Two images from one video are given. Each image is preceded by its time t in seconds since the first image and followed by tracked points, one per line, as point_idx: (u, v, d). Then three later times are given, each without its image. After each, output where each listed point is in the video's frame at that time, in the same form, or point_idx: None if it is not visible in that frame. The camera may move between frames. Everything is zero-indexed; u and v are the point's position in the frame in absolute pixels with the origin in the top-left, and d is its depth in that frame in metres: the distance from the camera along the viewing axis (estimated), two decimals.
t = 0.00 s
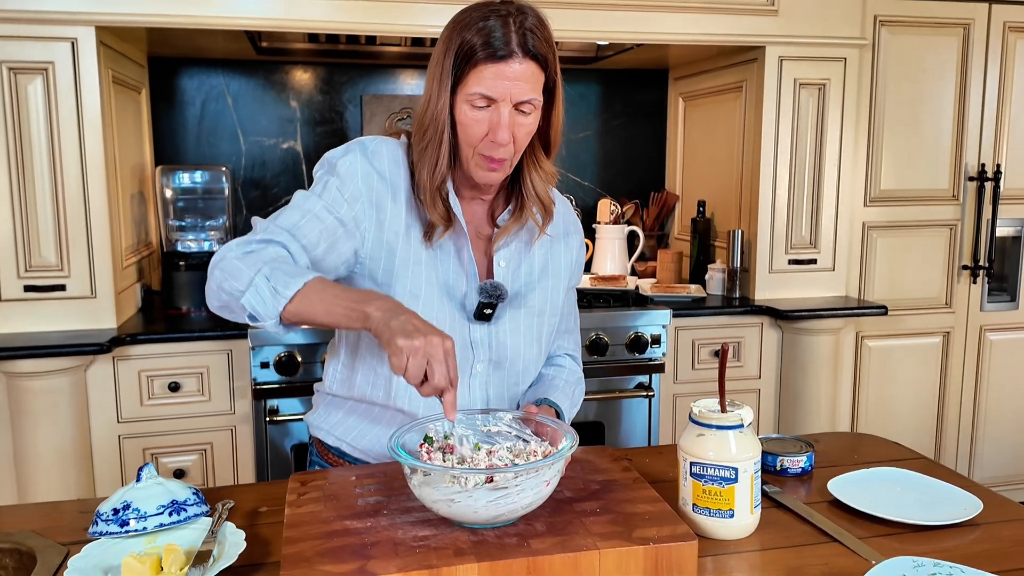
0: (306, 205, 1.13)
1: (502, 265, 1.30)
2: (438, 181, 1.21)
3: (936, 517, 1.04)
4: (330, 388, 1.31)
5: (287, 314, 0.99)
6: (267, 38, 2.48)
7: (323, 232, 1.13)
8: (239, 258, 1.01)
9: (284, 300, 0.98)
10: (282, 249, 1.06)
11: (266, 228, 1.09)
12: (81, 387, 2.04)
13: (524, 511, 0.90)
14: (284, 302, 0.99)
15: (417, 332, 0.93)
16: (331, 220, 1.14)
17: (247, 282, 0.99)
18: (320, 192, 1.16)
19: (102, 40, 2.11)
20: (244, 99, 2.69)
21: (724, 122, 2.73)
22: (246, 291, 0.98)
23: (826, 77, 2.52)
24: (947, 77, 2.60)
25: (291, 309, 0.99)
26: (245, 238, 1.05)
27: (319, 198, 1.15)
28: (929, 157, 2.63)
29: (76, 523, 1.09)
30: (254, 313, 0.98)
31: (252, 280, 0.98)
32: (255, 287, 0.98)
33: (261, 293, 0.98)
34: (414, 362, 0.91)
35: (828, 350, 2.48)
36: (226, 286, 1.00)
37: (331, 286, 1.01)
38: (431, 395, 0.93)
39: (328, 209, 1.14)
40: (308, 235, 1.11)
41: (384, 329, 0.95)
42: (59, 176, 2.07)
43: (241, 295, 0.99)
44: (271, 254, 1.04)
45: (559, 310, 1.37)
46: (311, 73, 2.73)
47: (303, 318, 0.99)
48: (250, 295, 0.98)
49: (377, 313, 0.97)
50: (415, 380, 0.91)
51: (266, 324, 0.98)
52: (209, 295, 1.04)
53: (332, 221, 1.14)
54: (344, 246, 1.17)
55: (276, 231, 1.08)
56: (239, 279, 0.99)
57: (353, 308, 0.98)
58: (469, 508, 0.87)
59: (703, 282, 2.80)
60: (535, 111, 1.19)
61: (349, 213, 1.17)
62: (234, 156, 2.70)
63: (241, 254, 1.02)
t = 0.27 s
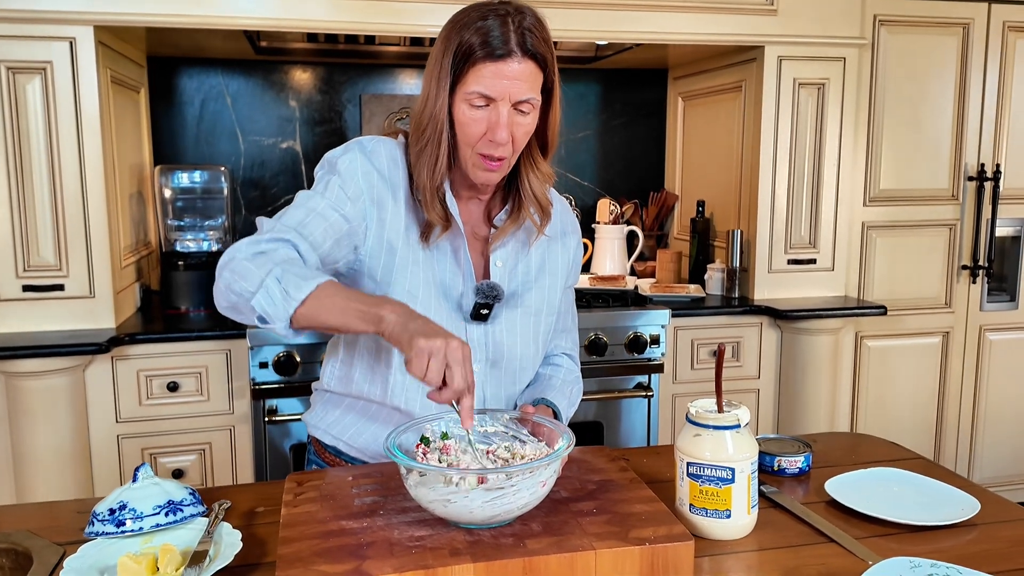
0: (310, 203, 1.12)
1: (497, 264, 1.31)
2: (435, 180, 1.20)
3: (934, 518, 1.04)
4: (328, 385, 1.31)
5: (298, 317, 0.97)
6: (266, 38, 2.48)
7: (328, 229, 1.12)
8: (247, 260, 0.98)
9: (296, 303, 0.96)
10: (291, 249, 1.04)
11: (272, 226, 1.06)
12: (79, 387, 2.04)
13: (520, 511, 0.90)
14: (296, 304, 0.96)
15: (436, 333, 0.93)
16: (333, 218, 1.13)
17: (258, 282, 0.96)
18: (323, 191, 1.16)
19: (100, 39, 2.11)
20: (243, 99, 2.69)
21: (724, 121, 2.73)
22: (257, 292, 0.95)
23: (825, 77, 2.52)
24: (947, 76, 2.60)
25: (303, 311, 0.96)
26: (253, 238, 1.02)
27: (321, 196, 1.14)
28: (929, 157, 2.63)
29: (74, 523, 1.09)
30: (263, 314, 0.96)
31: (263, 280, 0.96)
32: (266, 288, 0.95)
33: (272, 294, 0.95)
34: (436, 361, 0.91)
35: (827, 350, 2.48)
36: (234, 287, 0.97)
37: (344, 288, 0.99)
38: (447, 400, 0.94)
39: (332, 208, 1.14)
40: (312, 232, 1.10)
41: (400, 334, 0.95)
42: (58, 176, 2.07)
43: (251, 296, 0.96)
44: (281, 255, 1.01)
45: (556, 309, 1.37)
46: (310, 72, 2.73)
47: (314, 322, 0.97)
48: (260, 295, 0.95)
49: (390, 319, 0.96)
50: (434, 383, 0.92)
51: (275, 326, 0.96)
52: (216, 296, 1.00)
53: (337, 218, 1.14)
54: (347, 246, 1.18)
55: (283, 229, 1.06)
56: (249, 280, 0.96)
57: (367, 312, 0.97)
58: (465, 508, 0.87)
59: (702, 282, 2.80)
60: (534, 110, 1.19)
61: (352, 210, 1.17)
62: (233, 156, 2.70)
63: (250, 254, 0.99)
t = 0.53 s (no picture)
0: (324, 183, 1.12)
1: (498, 268, 1.32)
2: (444, 186, 1.21)
3: (932, 521, 1.04)
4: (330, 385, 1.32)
5: (323, 269, 0.93)
6: (267, 40, 2.48)
7: (338, 210, 1.12)
8: (269, 211, 0.95)
9: (324, 251, 0.92)
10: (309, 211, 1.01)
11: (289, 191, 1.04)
12: (80, 389, 2.04)
13: (518, 515, 0.90)
14: (323, 253, 0.92)
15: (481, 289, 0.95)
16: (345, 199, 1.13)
17: (281, 231, 0.92)
18: (334, 174, 1.16)
19: (101, 42, 2.11)
20: (244, 101, 2.70)
21: (724, 123, 2.73)
22: (281, 239, 0.91)
23: (825, 79, 2.52)
24: (947, 79, 2.60)
25: (331, 261, 0.92)
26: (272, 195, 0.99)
27: (333, 179, 1.14)
28: (929, 159, 2.63)
29: (73, 526, 1.09)
30: (284, 262, 0.91)
31: (289, 229, 0.92)
32: (292, 234, 0.91)
33: (298, 242, 0.91)
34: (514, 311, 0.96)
35: (827, 352, 2.48)
36: (254, 235, 0.92)
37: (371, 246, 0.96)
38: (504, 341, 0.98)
39: (344, 190, 1.14)
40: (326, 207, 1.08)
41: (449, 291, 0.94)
42: (58, 178, 2.08)
43: (273, 244, 0.91)
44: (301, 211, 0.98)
45: (554, 312, 1.38)
46: (311, 75, 2.73)
47: (340, 274, 0.93)
48: (286, 242, 0.91)
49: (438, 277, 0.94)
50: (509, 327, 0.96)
51: (297, 275, 0.91)
52: (227, 250, 0.95)
53: (347, 202, 1.14)
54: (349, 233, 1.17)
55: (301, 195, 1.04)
56: (272, 228, 0.92)
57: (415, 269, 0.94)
58: (463, 512, 0.87)
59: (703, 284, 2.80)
60: (540, 118, 1.19)
61: (363, 199, 1.18)
62: (234, 158, 2.71)
63: (271, 208, 0.96)
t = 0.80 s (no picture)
0: (346, 181, 1.12)
1: (503, 272, 1.32)
2: (449, 190, 1.21)
3: (934, 524, 1.04)
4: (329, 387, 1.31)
5: (353, 277, 0.91)
6: (268, 43, 2.48)
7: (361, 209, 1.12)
8: (301, 214, 0.93)
9: (354, 259, 0.90)
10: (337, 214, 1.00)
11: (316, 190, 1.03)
12: (81, 391, 2.04)
13: (519, 518, 0.89)
14: (353, 261, 0.90)
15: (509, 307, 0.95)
16: (367, 199, 1.13)
17: (313, 235, 0.90)
18: (352, 171, 1.16)
19: (103, 45, 2.11)
20: (245, 103, 2.70)
21: (726, 126, 2.73)
22: (311, 243, 0.90)
23: (827, 82, 2.51)
24: (948, 81, 2.60)
25: (358, 270, 0.90)
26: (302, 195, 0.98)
27: (354, 177, 1.14)
28: (930, 162, 2.63)
29: (73, 529, 1.09)
30: (313, 268, 0.90)
31: (320, 234, 0.90)
32: (324, 240, 0.90)
33: (328, 248, 0.90)
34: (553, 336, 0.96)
35: (829, 355, 2.48)
36: (284, 237, 0.91)
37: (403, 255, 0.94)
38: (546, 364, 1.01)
39: (366, 189, 1.14)
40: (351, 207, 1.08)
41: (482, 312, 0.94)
42: (60, 180, 2.08)
43: (303, 248, 0.90)
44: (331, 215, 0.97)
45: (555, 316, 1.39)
46: (312, 77, 2.74)
47: (370, 284, 0.91)
48: (316, 247, 0.89)
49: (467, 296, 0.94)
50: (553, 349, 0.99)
51: (323, 282, 0.89)
52: (259, 251, 0.93)
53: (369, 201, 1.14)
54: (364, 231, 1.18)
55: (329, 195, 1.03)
56: (304, 232, 0.90)
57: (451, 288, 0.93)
58: (464, 515, 0.87)
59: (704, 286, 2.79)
60: (546, 125, 1.19)
61: (382, 198, 1.18)
62: (235, 160, 2.71)
63: (302, 211, 0.95)
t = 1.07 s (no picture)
0: (328, 191, 1.11)
1: (502, 279, 1.30)
2: (444, 196, 1.20)
3: (934, 532, 1.04)
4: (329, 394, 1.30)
5: (284, 300, 0.92)
6: (271, 48, 2.49)
7: (341, 219, 1.11)
8: (257, 229, 0.95)
9: (286, 285, 0.91)
10: (299, 229, 1.01)
11: (287, 200, 1.04)
12: (82, 397, 2.05)
13: (519, 527, 0.89)
14: (285, 286, 0.91)
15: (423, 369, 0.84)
16: (346, 209, 1.12)
17: (257, 253, 0.92)
18: (339, 181, 1.15)
19: (105, 51, 2.12)
20: (247, 109, 2.70)
21: (727, 131, 2.73)
22: (252, 261, 0.91)
23: (828, 87, 2.51)
24: (950, 86, 2.60)
25: (289, 297, 0.91)
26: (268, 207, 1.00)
27: (339, 186, 1.14)
28: (932, 167, 2.63)
29: (74, 537, 1.09)
30: (250, 286, 0.92)
31: (263, 253, 0.92)
32: (262, 261, 0.91)
33: (265, 270, 0.91)
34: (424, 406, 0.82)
35: (831, 361, 2.48)
36: (233, 251, 0.93)
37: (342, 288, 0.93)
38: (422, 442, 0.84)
39: (348, 199, 1.13)
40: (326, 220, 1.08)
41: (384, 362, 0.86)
42: (62, 185, 2.08)
43: (245, 264, 0.92)
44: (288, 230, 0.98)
45: (556, 324, 1.37)
46: (315, 83, 2.74)
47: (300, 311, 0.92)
48: (255, 266, 0.91)
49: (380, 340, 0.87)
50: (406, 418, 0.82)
51: (257, 302, 0.91)
52: (218, 258, 0.96)
53: (351, 211, 1.14)
54: (350, 241, 1.17)
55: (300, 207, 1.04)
56: (252, 248, 0.92)
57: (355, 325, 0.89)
58: (464, 524, 0.87)
59: (706, 291, 2.79)
60: (540, 134, 1.20)
61: (367, 207, 1.17)
62: (238, 165, 2.72)
63: (259, 226, 0.96)
